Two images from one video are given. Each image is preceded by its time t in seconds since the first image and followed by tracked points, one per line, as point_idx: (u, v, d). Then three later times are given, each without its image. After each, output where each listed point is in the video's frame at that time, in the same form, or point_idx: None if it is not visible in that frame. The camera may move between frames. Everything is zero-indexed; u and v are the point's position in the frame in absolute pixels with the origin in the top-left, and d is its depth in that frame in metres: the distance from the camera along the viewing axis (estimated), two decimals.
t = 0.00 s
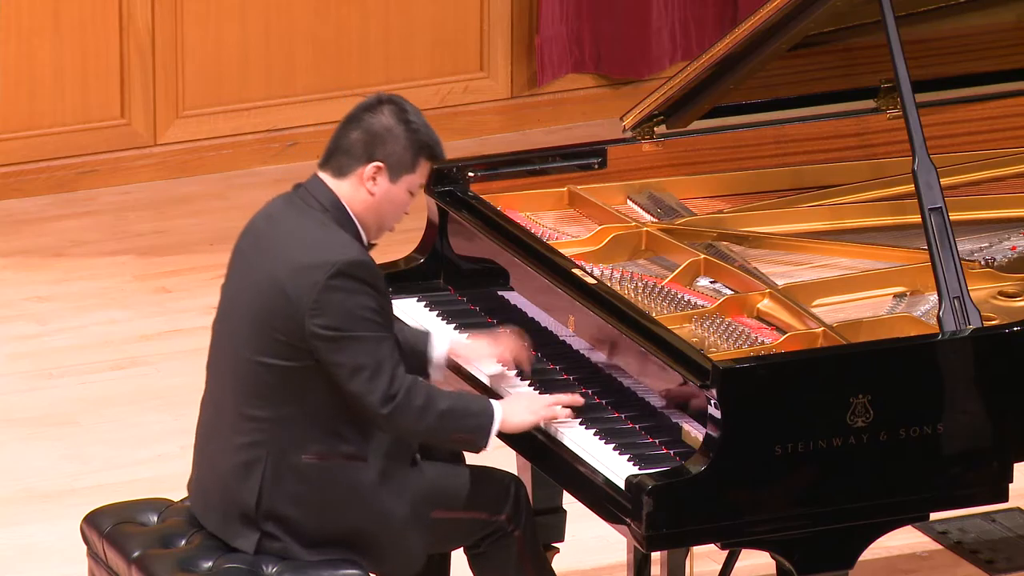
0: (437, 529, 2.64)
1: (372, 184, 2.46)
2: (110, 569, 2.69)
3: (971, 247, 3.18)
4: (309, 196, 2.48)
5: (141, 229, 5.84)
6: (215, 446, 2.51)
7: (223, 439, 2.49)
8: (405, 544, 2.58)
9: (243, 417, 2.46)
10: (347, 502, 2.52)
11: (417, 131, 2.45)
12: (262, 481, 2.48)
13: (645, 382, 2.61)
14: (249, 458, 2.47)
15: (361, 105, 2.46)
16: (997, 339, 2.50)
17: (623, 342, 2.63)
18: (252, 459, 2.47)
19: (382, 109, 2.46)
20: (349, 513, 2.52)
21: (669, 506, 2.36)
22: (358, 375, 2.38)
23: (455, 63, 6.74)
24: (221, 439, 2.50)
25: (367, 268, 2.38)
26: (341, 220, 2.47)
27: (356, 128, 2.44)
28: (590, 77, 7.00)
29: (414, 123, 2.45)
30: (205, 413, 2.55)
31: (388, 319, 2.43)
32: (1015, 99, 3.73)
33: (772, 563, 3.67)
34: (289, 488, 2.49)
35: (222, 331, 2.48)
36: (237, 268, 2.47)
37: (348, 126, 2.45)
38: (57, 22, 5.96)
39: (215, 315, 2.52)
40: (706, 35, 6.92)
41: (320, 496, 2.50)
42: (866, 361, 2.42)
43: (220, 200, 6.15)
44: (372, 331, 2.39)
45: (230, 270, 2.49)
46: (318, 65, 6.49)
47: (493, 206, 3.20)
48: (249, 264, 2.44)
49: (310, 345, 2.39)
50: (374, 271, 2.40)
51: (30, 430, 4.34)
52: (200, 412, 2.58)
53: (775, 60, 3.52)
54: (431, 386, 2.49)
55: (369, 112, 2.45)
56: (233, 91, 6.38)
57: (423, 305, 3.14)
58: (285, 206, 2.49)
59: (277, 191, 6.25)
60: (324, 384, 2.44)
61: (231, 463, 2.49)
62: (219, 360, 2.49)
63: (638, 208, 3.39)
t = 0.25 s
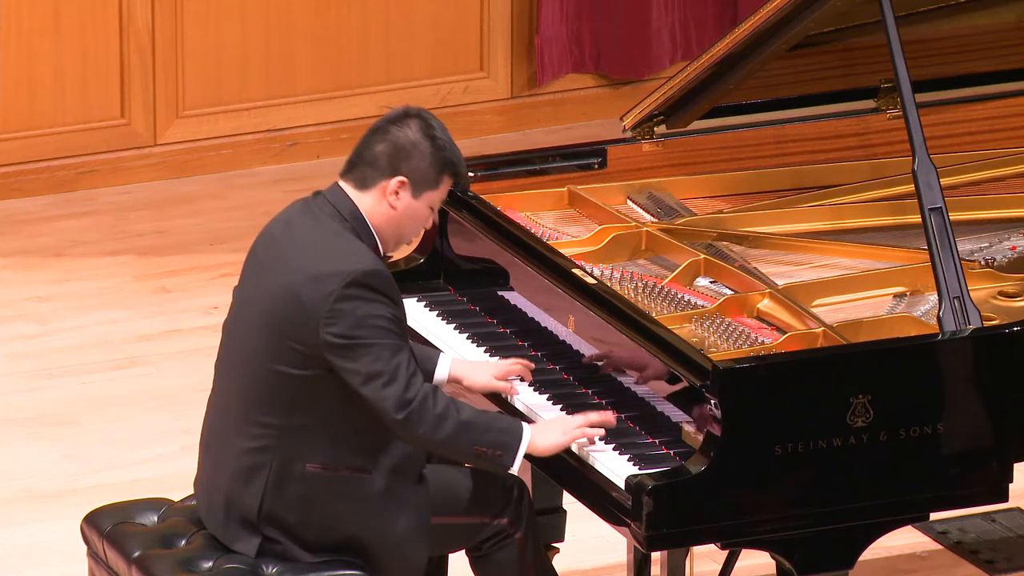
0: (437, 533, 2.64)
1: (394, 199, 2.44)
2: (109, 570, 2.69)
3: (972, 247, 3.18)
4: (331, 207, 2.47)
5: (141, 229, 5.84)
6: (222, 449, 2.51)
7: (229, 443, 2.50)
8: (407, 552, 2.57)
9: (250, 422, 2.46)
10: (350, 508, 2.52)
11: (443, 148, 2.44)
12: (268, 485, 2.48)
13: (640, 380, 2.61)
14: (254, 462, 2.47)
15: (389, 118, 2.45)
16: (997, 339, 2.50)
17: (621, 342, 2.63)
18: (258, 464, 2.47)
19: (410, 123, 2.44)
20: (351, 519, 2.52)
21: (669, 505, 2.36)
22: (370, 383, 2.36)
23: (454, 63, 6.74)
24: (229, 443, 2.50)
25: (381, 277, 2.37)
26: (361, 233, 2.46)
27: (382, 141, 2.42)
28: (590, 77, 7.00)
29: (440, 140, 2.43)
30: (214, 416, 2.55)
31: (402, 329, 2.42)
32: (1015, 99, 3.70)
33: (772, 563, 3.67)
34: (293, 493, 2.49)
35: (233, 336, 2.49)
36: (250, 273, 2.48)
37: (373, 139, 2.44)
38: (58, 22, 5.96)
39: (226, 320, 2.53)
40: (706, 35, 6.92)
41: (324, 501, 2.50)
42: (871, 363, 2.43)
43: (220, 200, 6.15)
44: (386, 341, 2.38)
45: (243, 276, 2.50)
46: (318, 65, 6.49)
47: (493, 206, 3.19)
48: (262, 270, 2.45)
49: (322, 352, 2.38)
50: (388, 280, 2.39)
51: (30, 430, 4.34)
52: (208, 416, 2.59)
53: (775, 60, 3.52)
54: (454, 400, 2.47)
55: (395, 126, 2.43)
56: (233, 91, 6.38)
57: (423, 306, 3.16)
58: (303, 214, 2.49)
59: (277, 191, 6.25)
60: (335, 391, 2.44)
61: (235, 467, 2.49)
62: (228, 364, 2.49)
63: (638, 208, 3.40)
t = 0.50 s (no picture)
0: (436, 534, 2.65)
1: (402, 207, 2.44)
2: (109, 569, 2.69)
3: (972, 247, 3.18)
4: (337, 209, 2.47)
5: (141, 229, 5.84)
6: (227, 449, 2.51)
7: (234, 442, 2.49)
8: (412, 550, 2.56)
9: (256, 421, 2.46)
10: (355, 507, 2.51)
11: (450, 154, 2.44)
12: (274, 485, 2.48)
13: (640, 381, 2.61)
14: (260, 462, 2.47)
15: (395, 123, 2.44)
16: (997, 339, 2.50)
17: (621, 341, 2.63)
18: (263, 464, 2.47)
19: (417, 129, 2.43)
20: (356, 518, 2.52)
21: (669, 505, 2.36)
22: (381, 380, 2.35)
23: (454, 63, 6.73)
24: (233, 443, 2.50)
25: (389, 274, 2.36)
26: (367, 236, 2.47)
27: (390, 148, 2.42)
28: (590, 77, 7.00)
29: (448, 147, 2.43)
30: (219, 416, 2.55)
31: (410, 323, 2.41)
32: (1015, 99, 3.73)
33: (771, 564, 3.67)
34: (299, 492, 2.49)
35: (237, 335, 2.48)
36: (254, 272, 2.47)
37: (381, 145, 2.43)
38: (58, 22, 5.96)
39: (229, 318, 2.53)
40: (706, 35, 6.92)
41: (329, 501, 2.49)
42: (873, 364, 2.43)
43: (220, 200, 6.15)
44: (396, 337, 2.36)
45: (247, 275, 2.49)
46: (318, 65, 6.49)
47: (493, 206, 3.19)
48: (267, 269, 2.44)
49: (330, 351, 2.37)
50: (395, 276, 2.37)
51: (30, 430, 4.34)
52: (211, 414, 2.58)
53: (775, 60, 3.52)
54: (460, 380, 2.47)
55: (403, 132, 2.42)
56: (233, 91, 6.38)
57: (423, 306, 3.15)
58: (307, 214, 2.48)
59: (277, 191, 6.25)
60: (342, 389, 2.44)
61: (240, 466, 2.48)
62: (232, 363, 2.49)
63: (638, 208, 3.40)
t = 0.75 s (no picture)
0: (438, 532, 2.61)
1: (383, 194, 2.45)
2: (109, 569, 2.69)
3: (972, 247, 3.18)
4: (320, 203, 2.47)
5: (141, 229, 5.84)
6: (223, 449, 2.51)
7: (232, 443, 2.49)
8: (410, 542, 2.60)
9: (255, 422, 2.46)
10: (355, 502, 2.53)
11: (428, 140, 2.45)
12: (274, 485, 2.48)
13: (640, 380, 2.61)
14: (260, 462, 2.47)
15: (371, 112, 2.45)
16: (997, 339, 2.50)
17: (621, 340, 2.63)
18: (264, 463, 2.47)
19: (393, 116, 2.44)
20: (356, 513, 2.53)
21: (669, 505, 2.36)
22: (385, 378, 2.40)
23: (454, 63, 6.73)
24: (230, 443, 2.50)
25: (390, 271, 2.38)
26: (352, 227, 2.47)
27: (368, 137, 2.43)
28: (590, 77, 7.00)
29: (424, 132, 2.45)
30: (211, 416, 2.54)
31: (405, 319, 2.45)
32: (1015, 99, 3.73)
33: (772, 563, 3.67)
34: (300, 490, 2.49)
35: (231, 335, 2.47)
36: (246, 271, 2.46)
37: (358, 135, 2.44)
38: (58, 22, 5.96)
39: (218, 318, 2.51)
40: (706, 35, 6.92)
41: (330, 498, 2.50)
42: (872, 364, 2.43)
43: (220, 200, 6.15)
44: (396, 333, 2.41)
45: (237, 273, 2.48)
46: (318, 65, 6.49)
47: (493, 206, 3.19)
48: (261, 268, 2.43)
49: (331, 349, 2.39)
50: (394, 274, 2.39)
51: (30, 430, 4.34)
52: (204, 414, 2.57)
53: (775, 60, 3.52)
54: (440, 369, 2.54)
55: (379, 120, 2.44)
56: (233, 91, 6.38)
57: (423, 306, 3.15)
58: (294, 211, 2.48)
59: (277, 191, 6.25)
60: (339, 387, 2.45)
61: (240, 466, 2.48)
62: (226, 364, 2.48)
63: (638, 208, 3.40)
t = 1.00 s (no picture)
0: (438, 526, 2.63)
1: (375, 189, 2.46)
2: (109, 569, 2.69)
3: (972, 247, 3.18)
4: (314, 197, 2.49)
5: (141, 229, 5.84)
6: (218, 447, 2.50)
7: (224, 439, 2.49)
8: (404, 542, 2.58)
9: (246, 417, 2.46)
10: (348, 500, 2.51)
11: (422, 137, 2.46)
12: (268, 482, 2.48)
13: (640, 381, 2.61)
14: (251, 457, 2.47)
15: (367, 108, 2.47)
16: (997, 339, 2.50)
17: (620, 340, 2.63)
18: (254, 459, 2.47)
19: (389, 113, 2.46)
20: (350, 512, 2.52)
21: (669, 505, 2.36)
22: (370, 374, 2.39)
23: (455, 63, 6.73)
24: (223, 440, 2.49)
25: (378, 265, 2.38)
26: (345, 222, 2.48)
27: (361, 132, 2.44)
28: (589, 77, 7.00)
29: (419, 129, 2.45)
30: (206, 414, 2.54)
31: (394, 316, 2.44)
32: (1014, 99, 3.74)
33: (771, 564, 3.67)
34: (291, 486, 2.49)
35: (224, 331, 2.47)
36: (241, 268, 2.47)
37: (353, 130, 2.46)
38: (58, 22, 5.96)
39: (214, 316, 2.52)
40: (706, 34, 6.92)
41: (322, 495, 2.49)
42: (872, 364, 2.43)
43: (220, 200, 6.15)
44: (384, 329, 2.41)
45: (232, 271, 2.49)
46: (318, 64, 6.49)
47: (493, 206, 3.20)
48: (254, 265, 2.44)
49: (320, 344, 2.39)
50: (383, 269, 2.40)
51: (31, 430, 4.34)
52: (199, 412, 2.58)
53: (775, 60, 3.52)
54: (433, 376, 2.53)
55: (375, 116, 2.45)
56: (233, 91, 6.37)
57: (423, 306, 3.15)
58: (288, 208, 2.49)
59: (277, 191, 6.25)
60: (331, 383, 2.45)
61: (232, 462, 2.48)
62: (219, 360, 2.48)
63: (638, 208, 3.40)
